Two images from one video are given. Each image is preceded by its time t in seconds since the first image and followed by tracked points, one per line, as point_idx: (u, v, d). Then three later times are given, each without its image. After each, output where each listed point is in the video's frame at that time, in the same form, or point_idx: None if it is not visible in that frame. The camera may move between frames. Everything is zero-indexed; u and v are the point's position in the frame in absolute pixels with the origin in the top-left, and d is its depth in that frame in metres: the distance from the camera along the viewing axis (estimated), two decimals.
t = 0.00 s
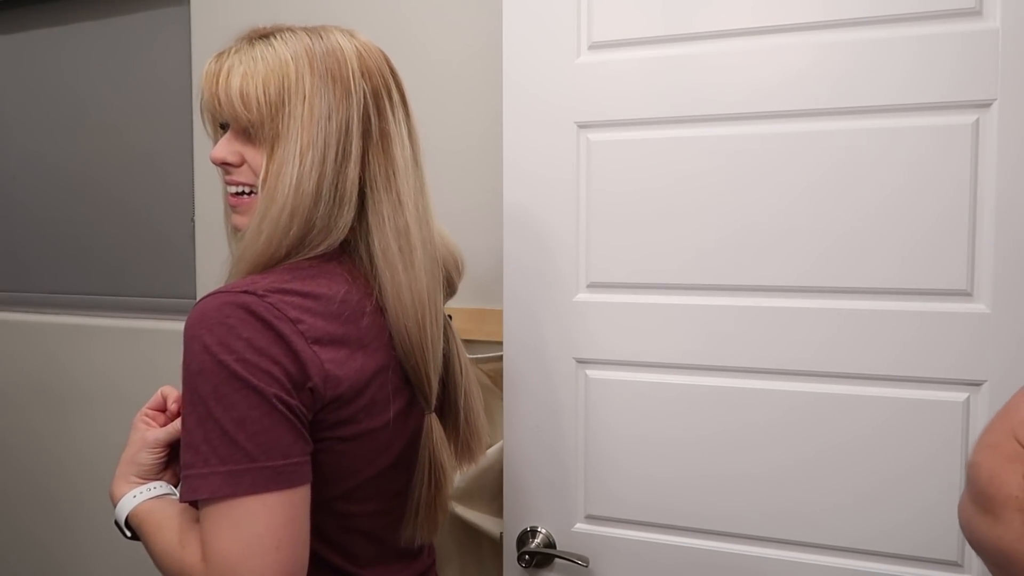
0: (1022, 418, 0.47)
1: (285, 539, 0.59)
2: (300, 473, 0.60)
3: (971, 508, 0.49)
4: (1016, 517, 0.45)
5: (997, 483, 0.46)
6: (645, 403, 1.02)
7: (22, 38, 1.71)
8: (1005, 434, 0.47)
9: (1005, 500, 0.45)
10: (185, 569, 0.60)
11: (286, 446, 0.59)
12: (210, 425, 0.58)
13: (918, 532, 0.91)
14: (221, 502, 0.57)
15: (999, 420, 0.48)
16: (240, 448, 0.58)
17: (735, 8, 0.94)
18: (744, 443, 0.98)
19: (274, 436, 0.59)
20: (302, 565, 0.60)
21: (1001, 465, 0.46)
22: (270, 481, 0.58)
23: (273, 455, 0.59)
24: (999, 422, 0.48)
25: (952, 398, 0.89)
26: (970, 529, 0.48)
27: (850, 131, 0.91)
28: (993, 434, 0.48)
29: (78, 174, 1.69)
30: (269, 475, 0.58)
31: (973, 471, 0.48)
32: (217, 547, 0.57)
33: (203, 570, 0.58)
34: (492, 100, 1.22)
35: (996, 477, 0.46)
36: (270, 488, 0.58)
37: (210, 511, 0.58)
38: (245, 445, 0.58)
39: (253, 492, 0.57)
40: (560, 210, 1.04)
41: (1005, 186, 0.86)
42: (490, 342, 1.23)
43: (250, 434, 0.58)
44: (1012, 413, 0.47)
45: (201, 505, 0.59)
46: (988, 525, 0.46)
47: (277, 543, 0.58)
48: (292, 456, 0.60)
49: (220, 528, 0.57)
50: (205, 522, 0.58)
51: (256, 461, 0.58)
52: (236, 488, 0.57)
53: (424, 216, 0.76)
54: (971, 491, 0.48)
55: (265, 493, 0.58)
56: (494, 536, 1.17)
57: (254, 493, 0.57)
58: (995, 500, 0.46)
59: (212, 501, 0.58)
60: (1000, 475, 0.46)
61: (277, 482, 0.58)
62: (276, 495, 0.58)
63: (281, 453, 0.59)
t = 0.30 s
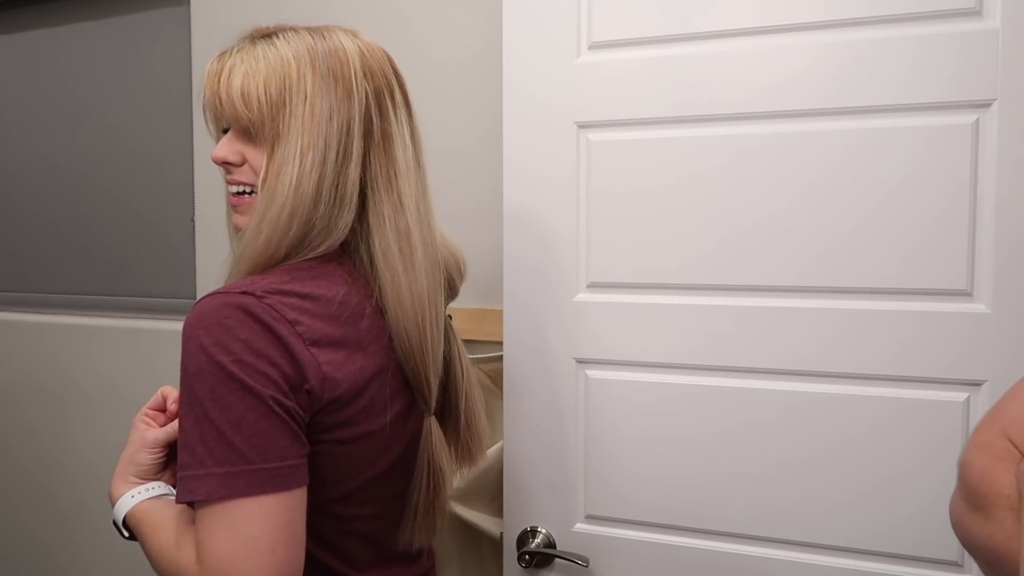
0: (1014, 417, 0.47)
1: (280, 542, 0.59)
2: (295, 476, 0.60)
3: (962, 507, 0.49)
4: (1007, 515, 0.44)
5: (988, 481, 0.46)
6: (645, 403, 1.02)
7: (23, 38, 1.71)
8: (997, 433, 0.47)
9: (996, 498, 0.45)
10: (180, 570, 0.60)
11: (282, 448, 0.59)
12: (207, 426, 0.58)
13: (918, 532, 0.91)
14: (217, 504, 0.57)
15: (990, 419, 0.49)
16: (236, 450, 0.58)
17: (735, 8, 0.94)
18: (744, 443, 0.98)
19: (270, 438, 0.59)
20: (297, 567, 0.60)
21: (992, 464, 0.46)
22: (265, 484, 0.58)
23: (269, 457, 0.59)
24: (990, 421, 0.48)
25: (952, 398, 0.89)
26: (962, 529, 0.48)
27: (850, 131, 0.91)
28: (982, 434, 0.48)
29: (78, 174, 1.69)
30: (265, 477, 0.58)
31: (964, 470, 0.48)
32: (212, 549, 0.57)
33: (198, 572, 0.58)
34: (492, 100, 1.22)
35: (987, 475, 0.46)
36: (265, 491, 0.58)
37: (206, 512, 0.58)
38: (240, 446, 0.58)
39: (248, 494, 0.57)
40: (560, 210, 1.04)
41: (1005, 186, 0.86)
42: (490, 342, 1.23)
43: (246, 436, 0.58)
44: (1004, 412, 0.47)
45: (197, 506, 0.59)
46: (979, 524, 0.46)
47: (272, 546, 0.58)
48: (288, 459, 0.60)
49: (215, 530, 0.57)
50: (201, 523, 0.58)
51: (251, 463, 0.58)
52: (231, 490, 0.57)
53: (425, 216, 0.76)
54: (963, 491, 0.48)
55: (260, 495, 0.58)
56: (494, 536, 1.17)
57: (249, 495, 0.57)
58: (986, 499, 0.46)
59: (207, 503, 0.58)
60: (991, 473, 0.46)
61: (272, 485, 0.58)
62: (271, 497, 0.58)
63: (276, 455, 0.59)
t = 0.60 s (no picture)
0: (1008, 418, 0.47)
1: (279, 545, 0.59)
2: (293, 479, 0.60)
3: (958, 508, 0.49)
4: (1003, 518, 0.45)
5: (982, 484, 0.46)
6: (645, 403, 1.02)
7: (23, 38, 1.71)
8: (991, 434, 0.47)
9: (991, 500, 0.45)
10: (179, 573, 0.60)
11: (278, 451, 0.59)
12: (204, 429, 0.58)
13: (918, 532, 0.92)
14: (213, 507, 0.57)
15: (984, 420, 0.49)
16: (233, 452, 0.58)
17: (735, 8, 0.94)
18: (744, 443, 0.98)
19: (266, 441, 0.59)
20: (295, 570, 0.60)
21: (987, 466, 0.46)
22: (262, 487, 0.58)
23: (266, 460, 0.59)
24: (984, 422, 0.48)
25: (952, 398, 0.89)
26: (958, 530, 0.48)
27: (850, 131, 0.91)
28: (977, 435, 0.48)
29: (78, 174, 1.69)
30: (261, 480, 0.58)
31: (959, 471, 0.48)
32: (210, 552, 0.57)
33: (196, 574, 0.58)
34: (492, 100, 1.22)
35: (982, 478, 0.46)
36: (262, 494, 0.58)
37: (203, 515, 0.58)
38: (237, 449, 0.58)
39: (245, 496, 0.57)
40: (560, 210, 1.04)
41: (1005, 186, 0.86)
42: (490, 342, 1.23)
43: (243, 439, 0.58)
44: (998, 414, 0.47)
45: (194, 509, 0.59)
46: (975, 526, 0.46)
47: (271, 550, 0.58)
48: (285, 461, 0.60)
49: (212, 533, 0.57)
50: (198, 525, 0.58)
51: (248, 466, 0.58)
52: (228, 493, 0.57)
53: (425, 217, 0.76)
54: (958, 492, 0.48)
55: (257, 498, 0.58)
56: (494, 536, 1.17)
57: (246, 498, 0.57)
58: (981, 501, 0.46)
59: (204, 506, 0.58)
60: (986, 476, 0.46)
61: (269, 488, 0.58)
62: (267, 501, 0.58)
63: (273, 458, 0.59)
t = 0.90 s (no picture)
0: (1008, 420, 0.48)
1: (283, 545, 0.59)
2: (296, 479, 0.60)
3: (959, 510, 0.49)
4: (1003, 518, 0.45)
5: (982, 484, 0.46)
6: (644, 403, 1.03)
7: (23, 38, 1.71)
8: (990, 436, 0.48)
9: (992, 501, 0.46)
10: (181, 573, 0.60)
11: (281, 451, 0.59)
12: (207, 429, 0.58)
13: (918, 532, 0.92)
14: (216, 507, 0.57)
15: (984, 423, 0.50)
16: (236, 452, 0.58)
17: (735, 8, 0.94)
18: (744, 443, 0.98)
19: (270, 441, 0.59)
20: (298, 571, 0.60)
21: (987, 467, 0.47)
22: (266, 487, 0.58)
23: (269, 460, 0.59)
24: (984, 425, 0.49)
25: (952, 398, 0.89)
26: (959, 532, 0.48)
27: (850, 131, 0.91)
28: (980, 437, 0.48)
29: (78, 174, 1.69)
30: (265, 481, 0.58)
31: (959, 473, 0.49)
32: (212, 552, 0.57)
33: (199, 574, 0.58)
34: (492, 100, 1.22)
35: (982, 478, 0.46)
36: (265, 494, 0.58)
37: (205, 516, 0.58)
38: (241, 449, 0.58)
39: (248, 497, 0.57)
40: (560, 210, 1.04)
41: (1005, 186, 0.86)
42: (490, 342, 1.23)
43: (246, 439, 0.58)
44: (997, 416, 0.48)
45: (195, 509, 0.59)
46: (975, 526, 0.46)
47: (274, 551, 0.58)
48: (288, 461, 0.60)
49: (215, 533, 0.57)
50: (199, 525, 0.58)
51: (252, 466, 0.58)
52: (231, 493, 0.57)
53: (425, 217, 0.76)
54: (959, 493, 0.48)
55: (260, 498, 0.58)
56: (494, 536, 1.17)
57: (249, 498, 0.57)
58: (983, 502, 0.46)
59: (206, 506, 0.58)
60: (986, 476, 0.46)
61: (272, 488, 0.58)
62: (270, 501, 0.58)
63: (277, 458, 0.59)
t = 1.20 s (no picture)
0: (1013, 419, 0.48)
1: (298, 543, 0.59)
2: (310, 477, 0.60)
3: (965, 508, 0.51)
4: (1009, 517, 0.46)
5: (989, 483, 0.47)
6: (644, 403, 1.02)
7: (23, 38, 1.71)
8: (996, 434, 0.48)
9: (998, 500, 0.47)
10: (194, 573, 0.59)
11: (296, 449, 0.60)
12: (220, 428, 0.58)
13: (917, 532, 0.92)
14: (231, 507, 0.57)
15: (990, 422, 0.50)
16: (251, 451, 0.58)
17: (735, 8, 0.94)
18: (744, 443, 0.98)
19: (285, 439, 0.59)
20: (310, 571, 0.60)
21: (993, 466, 0.47)
22: (282, 485, 0.58)
23: (284, 459, 0.59)
24: (990, 424, 0.50)
25: (952, 398, 0.89)
26: (965, 530, 0.49)
27: (850, 131, 0.91)
28: (984, 435, 0.49)
29: (78, 174, 1.69)
30: (280, 479, 0.58)
31: (965, 471, 0.49)
32: (227, 551, 0.57)
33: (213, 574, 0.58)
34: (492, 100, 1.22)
35: (988, 477, 0.47)
36: (281, 492, 0.58)
37: (219, 514, 0.58)
38: (256, 448, 0.58)
39: (265, 495, 0.57)
40: (560, 210, 1.04)
41: (1006, 185, 0.86)
42: (490, 342, 1.23)
43: (261, 438, 0.58)
44: (1004, 414, 0.49)
45: (207, 509, 0.59)
46: (981, 525, 0.47)
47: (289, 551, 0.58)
48: (303, 459, 0.60)
49: (229, 533, 0.57)
50: (213, 524, 0.58)
51: (267, 464, 0.58)
52: (247, 493, 0.57)
53: (427, 217, 0.77)
54: (965, 491, 0.49)
55: (277, 496, 0.58)
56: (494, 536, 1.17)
57: (265, 497, 0.57)
58: (989, 501, 0.47)
59: (220, 506, 0.57)
60: (992, 475, 0.47)
61: (288, 486, 0.59)
62: (286, 499, 0.58)
63: (292, 456, 0.59)
